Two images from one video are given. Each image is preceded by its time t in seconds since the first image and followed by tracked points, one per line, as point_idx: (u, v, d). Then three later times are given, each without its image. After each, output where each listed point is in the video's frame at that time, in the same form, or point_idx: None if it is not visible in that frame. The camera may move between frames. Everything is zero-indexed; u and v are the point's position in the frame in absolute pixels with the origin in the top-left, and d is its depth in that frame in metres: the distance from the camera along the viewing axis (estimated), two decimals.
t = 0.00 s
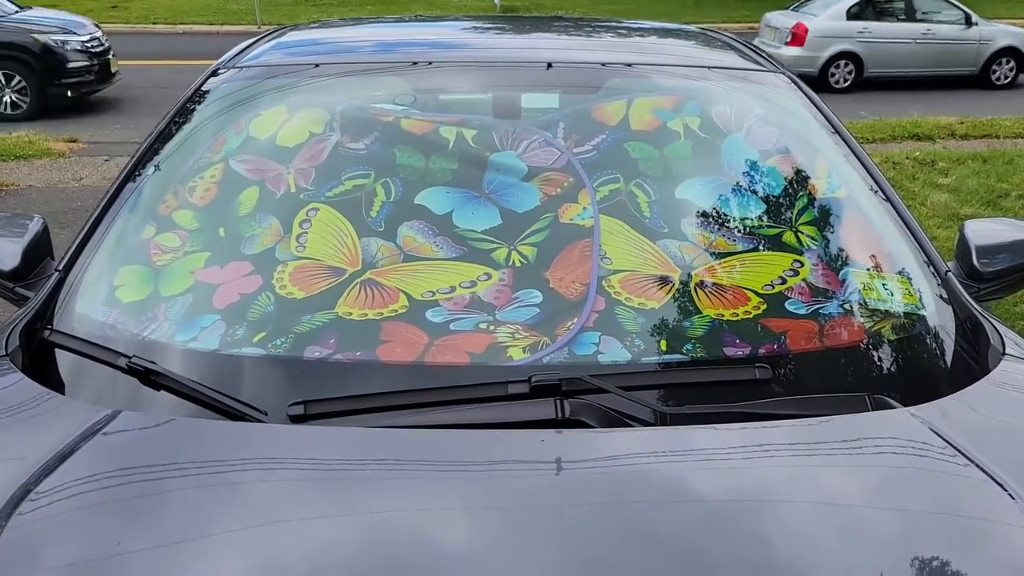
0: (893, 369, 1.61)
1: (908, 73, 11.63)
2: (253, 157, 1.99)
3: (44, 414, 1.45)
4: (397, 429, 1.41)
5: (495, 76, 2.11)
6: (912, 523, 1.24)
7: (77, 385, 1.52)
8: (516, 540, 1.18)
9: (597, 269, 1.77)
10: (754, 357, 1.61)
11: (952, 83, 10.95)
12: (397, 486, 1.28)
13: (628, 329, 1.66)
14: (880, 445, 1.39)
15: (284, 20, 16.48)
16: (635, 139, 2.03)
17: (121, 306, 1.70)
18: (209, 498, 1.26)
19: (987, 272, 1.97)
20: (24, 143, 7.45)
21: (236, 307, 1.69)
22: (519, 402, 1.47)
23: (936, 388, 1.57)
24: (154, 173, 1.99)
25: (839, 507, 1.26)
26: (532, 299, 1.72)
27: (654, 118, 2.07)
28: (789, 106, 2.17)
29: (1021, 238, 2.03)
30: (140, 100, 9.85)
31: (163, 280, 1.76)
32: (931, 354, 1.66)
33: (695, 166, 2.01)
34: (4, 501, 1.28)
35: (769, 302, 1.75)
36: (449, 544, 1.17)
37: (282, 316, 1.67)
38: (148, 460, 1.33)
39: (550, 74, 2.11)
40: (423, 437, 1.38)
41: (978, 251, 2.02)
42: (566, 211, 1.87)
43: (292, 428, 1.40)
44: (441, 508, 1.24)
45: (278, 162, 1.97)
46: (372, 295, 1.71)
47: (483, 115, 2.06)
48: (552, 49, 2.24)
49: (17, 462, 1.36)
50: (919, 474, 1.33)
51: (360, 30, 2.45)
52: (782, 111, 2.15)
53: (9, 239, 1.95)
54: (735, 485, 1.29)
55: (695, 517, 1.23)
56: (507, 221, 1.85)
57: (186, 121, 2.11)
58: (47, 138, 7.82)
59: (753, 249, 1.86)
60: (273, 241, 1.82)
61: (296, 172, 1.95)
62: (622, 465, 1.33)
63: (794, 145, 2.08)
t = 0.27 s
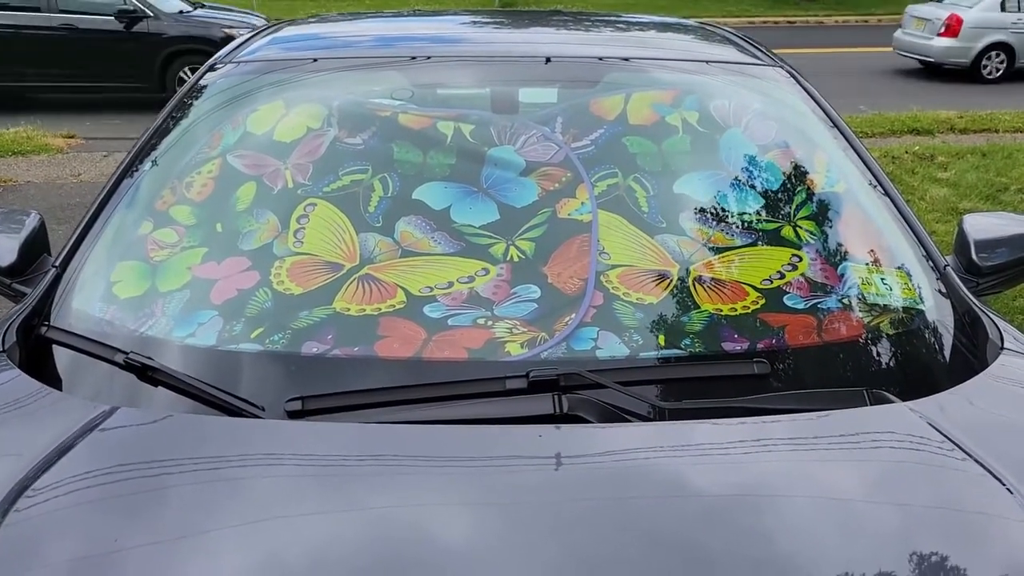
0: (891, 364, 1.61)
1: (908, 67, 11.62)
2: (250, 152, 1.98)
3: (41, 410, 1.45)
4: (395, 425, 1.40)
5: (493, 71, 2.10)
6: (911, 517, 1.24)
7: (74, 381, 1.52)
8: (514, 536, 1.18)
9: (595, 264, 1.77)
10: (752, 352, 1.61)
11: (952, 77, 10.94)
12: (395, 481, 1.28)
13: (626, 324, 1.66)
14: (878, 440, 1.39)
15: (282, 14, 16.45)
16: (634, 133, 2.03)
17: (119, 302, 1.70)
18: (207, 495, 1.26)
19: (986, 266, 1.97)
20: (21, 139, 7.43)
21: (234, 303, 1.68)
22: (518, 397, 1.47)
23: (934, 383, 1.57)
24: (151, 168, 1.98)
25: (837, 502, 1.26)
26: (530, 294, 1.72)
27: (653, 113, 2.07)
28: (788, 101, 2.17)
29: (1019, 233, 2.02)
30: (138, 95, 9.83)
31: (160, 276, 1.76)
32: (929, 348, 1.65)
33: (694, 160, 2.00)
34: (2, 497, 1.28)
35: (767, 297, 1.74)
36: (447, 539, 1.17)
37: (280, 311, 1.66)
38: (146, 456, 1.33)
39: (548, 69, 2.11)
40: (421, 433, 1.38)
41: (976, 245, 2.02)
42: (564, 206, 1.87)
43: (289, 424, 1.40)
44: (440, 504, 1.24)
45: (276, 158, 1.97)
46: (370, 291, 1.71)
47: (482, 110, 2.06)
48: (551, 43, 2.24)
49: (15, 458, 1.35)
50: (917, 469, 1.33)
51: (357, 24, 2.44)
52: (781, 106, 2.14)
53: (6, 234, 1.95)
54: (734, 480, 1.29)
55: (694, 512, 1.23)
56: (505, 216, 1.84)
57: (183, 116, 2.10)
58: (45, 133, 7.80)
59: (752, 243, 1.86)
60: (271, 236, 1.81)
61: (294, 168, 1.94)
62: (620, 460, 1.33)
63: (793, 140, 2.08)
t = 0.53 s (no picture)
0: (888, 361, 1.62)
1: (904, 65, 11.63)
2: (248, 149, 1.98)
3: (39, 408, 1.45)
4: (393, 422, 1.41)
5: (491, 68, 2.11)
6: (906, 514, 1.25)
7: (72, 378, 1.52)
8: (512, 532, 1.18)
9: (592, 262, 1.77)
10: (749, 349, 1.62)
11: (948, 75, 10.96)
12: (393, 478, 1.28)
13: (624, 321, 1.67)
14: (874, 437, 1.39)
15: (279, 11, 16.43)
16: (631, 131, 2.03)
17: (117, 299, 1.70)
18: (205, 492, 1.26)
19: (982, 264, 1.98)
20: (17, 136, 7.42)
21: (232, 301, 1.68)
22: (515, 394, 1.47)
23: (930, 380, 1.58)
24: (149, 165, 1.98)
25: (834, 499, 1.26)
26: (527, 291, 1.72)
27: (650, 110, 2.07)
28: (785, 99, 2.17)
29: (1015, 230, 2.03)
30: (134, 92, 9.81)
31: (158, 273, 1.76)
32: (926, 345, 1.66)
33: (691, 158, 2.01)
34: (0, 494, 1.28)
35: (764, 294, 1.75)
36: (445, 536, 1.17)
37: (278, 308, 1.67)
38: (144, 453, 1.33)
39: (545, 68, 2.11)
40: (419, 429, 1.39)
41: (972, 243, 2.02)
42: (562, 203, 1.87)
43: (288, 421, 1.40)
44: (439, 501, 1.24)
45: (273, 155, 1.97)
46: (368, 288, 1.71)
47: (479, 108, 2.06)
48: (549, 41, 2.24)
49: (13, 455, 1.36)
50: (913, 466, 1.34)
51: (355, 22, 2.44)
52: (778, 104, 2.15)
53: (4, 232, 1.95)
54: (731, 477, 1.30)
55: (692, 509, 1.24)
56: (502, 214, 1.85)
57: (181, 114, 2.10)
58: (41, 130, 7.79)
59: (749, 241, 1.86)
60: (269, 234, 1.81)
61: (292, 165, 1.94)
62: (618, 457, 1.33)
63: (790, 138, 2.08)
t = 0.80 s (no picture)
0: (884, 356, 1.62)
1: (901, 59, 11.62)
2: (243, 144, 1.97)
3: (34, 404, 1.45)
4: (389, 417, 1.41)
5: (487, 64, 2.11)
6: (902, 509, 1.25)
7: (67, 374, 1.51)
8: (508, 528, 1.18)
9: (588, 257, 1.77)
10: (746, 344, 1.62)
11: (945, 69, 10.96)
12: (389, 474, 1.28)
13: (620, 316, 1.66)
14: (870, 432, 1.39)
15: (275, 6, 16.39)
16: (627, 126, 2.03)
17: (112, 295, 1.70)
18: (200, 488, 1.26)
19: (978, 258, 1.98)
20: (13, 132, 7.40)
21: (227, 296, 1.68)
22: (512, 389, 1.47)
23: (926, 375, 1.58)
24: (144, 161, 1.97)
25: (829, 494, 1.26)
26: (523, 286, 1.72)
27: (646, 105, 2.07)
28: (781, 93, 2.17)
29: (1011, 225, 2.03)
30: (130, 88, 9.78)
31: (153, 269, 1.75)
32: (922, 340, 1.66)
33: (687, 153, 2.00)
34: None
35: (760, 289, 1.75)
36: (441, 531, 1.17)
37: (273, 304, 1.66)
38: (140, 449, 1.33)
39: (542, 63, 2.11)
40: (415, 425, 1.38)
41: (968, 237, 2.02)
42: (558, 199, 1.87)
43: (283, 417, 1.40)
44: (434, 497, 1.24)
45: (269, 150, 1.96)
46: (363, 283, 1.71)
47: (475, 102, 2.05)
48: (545, 36, 2.23)
49: (8, 452, 1.35)
50: (908, 461, 1.34)
51: (350, 17, 2.43)
52: (774, 98, 2.15)
53: None
54: (726, 472, 1.30)
55: (687, 504, 1.24)
56: (498, 209, 1.84)
57: (176, 109, 2.09)
58: (37, 126, 7.77)
59: (745, 236, 1.86)
60: (264, 229, 1.81)
61: (287, 161, 1.94)
62: (614, 453, 1.33)
63: (786, 132, 2.08)
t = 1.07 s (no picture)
0: (880, 352, 1.62)
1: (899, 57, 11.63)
2: (241, 142, 1.98)
3: (33, 402, 1.45)
4: (388, 414, 1.41)
5: (484, 62, 2.11)
6: (898, 504, 1.26)
7: (66, 372, 1.52)
8: (507, 523, 1.19)
9: (586, 254, 1.77)
10: (743, 340, 1.62)
11: (943, 67, 10.96)
12: (388, 471, 1.29)
13: (618, 313, 1.67)
14: (866, 428, 1.40)
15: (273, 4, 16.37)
16: (625, 123, 2.03)
17: (110, 293, 1.70)
18: (200, 485, 1.26)
19: (974, 255, 1.99)
20: (10, 130, 7.39)
21: (226, 294, 1.68)
22: (510, 386, 1.47)
23: (922, 371, 1.58)
24: (142, 159, 1.98)
25: (826, 489, 1.27)
26: (521, 283, 1.72)
27: (644, 103, 2.07)
28: (778, 90, 2.17)
29: (1007, 222, 2.04)
30: (128, 86, 9.77)
31: (151, 267, 1.76)
32: (918, 336, 1.67)
33: (685, 150, 2.01)
34: None
35: (758, 285, 1.75)
36: (439, 527, 1.18)
37: (272, 301, 1.67)
38: (139, 447, 1.33)
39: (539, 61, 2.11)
40: (414, 422, 1.39)
41: (964, 234, 2.03)
42: (556, 196, 1.87)
43: (282, 413, 1.41)
44: (433, 493, 1.25)
45: (267, 148, 1.96)
46: (362, 280, 1.71)
47: (473, 100, 2.05)
48: (542, 34, 2.23)
49: (8, 450, 1.36)
50: (904, 456, 1.35)
51: (347, 14, 2.43)
52: (771, 95, 2.15)
53: None
54: (723, 468, 1.31)
55: (685, 500, 1.25)
56: (496, 206, 1.85)
57: (174, 107, 2.09)
58: (34, 124, 7.76)
59: (742, 232, 1.86)
60: (262, 227, 1.81)
61: (285, 158, 1.94)
62: (612, 449, 1.34)
63: (783, 129, 2.09)
